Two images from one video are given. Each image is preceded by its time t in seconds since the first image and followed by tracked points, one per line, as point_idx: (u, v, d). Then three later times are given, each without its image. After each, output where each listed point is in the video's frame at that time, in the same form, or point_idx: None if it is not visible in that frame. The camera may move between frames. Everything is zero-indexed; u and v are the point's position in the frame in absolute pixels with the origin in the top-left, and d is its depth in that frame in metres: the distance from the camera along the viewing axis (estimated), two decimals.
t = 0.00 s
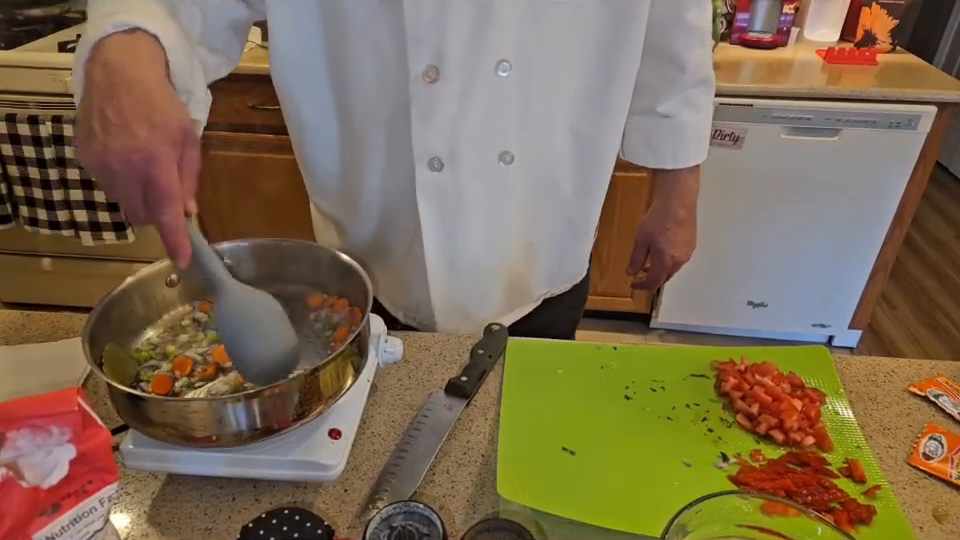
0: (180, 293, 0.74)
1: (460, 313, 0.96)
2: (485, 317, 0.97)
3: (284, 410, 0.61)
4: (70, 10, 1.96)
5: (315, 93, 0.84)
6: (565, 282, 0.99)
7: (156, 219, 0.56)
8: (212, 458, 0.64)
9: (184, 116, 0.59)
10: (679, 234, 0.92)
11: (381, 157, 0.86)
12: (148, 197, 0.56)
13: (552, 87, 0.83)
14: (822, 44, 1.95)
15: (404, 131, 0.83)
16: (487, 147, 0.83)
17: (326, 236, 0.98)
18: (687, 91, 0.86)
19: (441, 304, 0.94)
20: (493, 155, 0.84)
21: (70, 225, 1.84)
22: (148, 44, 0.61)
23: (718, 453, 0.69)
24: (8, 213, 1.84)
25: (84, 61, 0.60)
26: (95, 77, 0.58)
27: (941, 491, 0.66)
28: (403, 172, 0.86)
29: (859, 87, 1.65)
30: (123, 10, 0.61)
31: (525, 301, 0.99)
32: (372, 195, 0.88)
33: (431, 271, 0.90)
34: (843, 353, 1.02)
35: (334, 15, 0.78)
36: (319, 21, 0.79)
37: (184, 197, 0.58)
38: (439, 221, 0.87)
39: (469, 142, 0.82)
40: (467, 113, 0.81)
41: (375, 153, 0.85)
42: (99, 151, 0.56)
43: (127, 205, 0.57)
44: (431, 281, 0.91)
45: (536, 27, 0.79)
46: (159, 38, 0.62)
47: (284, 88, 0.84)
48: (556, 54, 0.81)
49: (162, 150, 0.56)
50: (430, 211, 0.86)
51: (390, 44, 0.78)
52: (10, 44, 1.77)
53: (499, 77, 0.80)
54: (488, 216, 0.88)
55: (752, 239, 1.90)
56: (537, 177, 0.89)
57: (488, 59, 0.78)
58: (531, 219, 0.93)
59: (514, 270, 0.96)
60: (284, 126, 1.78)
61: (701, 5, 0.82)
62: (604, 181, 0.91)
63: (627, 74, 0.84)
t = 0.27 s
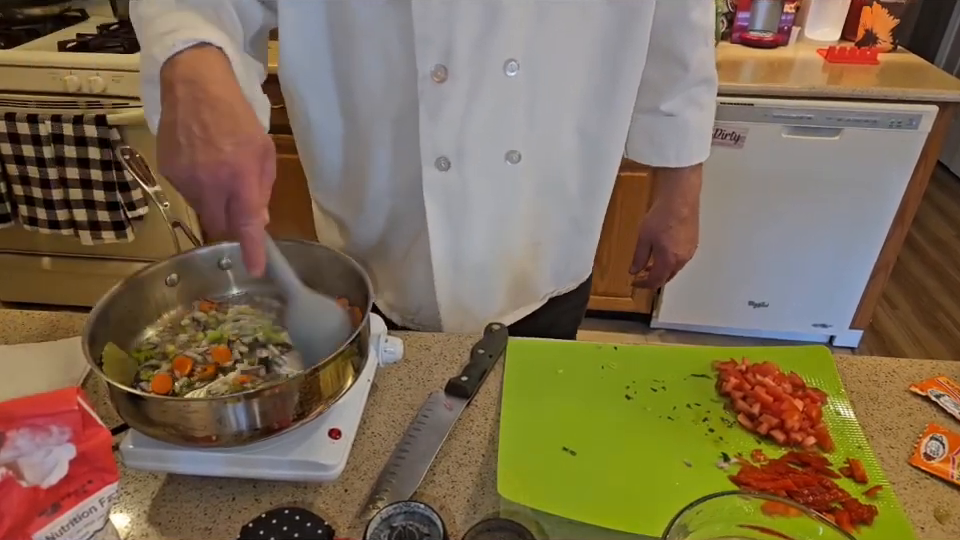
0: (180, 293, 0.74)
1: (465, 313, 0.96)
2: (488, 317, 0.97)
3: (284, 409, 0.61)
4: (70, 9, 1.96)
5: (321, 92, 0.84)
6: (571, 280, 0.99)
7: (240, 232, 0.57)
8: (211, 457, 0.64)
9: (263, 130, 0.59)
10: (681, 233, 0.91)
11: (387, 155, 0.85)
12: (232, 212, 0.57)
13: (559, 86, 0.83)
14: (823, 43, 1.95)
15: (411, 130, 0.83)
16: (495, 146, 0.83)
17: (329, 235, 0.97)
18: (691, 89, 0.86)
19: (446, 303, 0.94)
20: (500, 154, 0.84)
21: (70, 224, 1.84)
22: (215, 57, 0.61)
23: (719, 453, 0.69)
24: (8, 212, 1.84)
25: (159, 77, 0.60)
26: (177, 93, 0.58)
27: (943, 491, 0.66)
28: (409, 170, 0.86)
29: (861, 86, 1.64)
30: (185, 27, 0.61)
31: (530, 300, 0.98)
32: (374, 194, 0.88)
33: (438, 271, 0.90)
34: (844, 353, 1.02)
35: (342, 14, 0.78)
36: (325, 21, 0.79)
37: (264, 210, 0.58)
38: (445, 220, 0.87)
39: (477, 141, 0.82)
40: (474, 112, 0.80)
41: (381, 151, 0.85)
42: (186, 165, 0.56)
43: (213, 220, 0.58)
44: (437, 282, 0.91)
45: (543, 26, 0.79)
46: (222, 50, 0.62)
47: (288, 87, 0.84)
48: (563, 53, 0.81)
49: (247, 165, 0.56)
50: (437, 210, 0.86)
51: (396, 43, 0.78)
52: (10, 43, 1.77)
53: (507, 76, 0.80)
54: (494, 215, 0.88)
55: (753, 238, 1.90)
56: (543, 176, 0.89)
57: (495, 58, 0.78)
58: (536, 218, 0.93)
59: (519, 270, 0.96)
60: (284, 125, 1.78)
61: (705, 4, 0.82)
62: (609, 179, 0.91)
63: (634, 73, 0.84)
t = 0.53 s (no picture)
0: (179, 293, 0.74)
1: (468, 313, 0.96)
2: (492, 317, 0.97)
3: (283, 409, 0.61)
4: (69, 9, 1.96)
5: (326, 91, 0.84)
6: (574, 279, 1.00)
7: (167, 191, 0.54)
8: (211, 458, 0.64)
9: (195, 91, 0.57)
10: (685, 230, 0.91)
11: (394, 154, 0.85)
12: (158, 169, 0.55)
13: (565, 85, 0.83)
14: (823, 43, 1.95)
15: (417, 129, 0.83)
16: (502, 145, 0.83)
17: (333, 237, 0.97)
18: (694, 88, 0.86)
19: (453, 305, 0.93)
20: (506, 154, 0.84)
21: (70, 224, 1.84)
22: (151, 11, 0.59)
23: (719, 453, 0.69)
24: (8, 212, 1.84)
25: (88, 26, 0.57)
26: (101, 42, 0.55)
27: (943, 491, 0.66)
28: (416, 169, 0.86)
29: (861, 86, 1.64)
30: None
31: (535, 301, 0.98)
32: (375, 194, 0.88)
33: (444, 272, 0.90)
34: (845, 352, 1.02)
35: (347, 13, 0.78)
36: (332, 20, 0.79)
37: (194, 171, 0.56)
38: (451, 220, 0.87)
39: (483, 140, 0.82)
40: (481, 112, 0.80)
41: (388, 149, 0.85)
42: (108, 118, 0.53)
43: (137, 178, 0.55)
44: (443, 282, 0.91)
45: (550, 26, 0.79)
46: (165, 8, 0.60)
47: (291, 87, 0.84)
48: (570, 52, 0.81)
49: (175, 121, 0.54)
50: (444, 210, 0.85)
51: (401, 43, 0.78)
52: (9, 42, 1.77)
53: (513, 75, 0.80)
54: (499, 215, 0.88)
55: (753, 238, 1.90)
56: (548, 176, 0.89)
57: (502, 58, 0.78)
58: (540, 218, 0.92)
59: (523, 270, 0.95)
60: (284, 124, 1.78)
61: (709, 4, 0.83)
62: (614, 178, 0.91)
63: (639, 72, 0.84)
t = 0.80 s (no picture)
0: (179, 292, 0.74)
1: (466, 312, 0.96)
2: (490, 316, 0.97)
3: (283, 409, 0.61)
4: (69, 8, 1.96)
5: (326, 91, 0.84)
6: (572, 280, 0.99)
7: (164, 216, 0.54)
8: (211, 457, 0.64)
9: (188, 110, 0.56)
10: (687, 232, 0.91)
11: (391, 152, 0.85)
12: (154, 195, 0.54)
13: (564, 85, 0.83)
14: (823, 42, 1.95)
15: (416, 128, 0.83)
16: (500, 145, 0.83)
17: (332, 233, 0.98)
18: (695, 89, 0.86)
19: (448, 304, 0.94)
20: (504, 154, 0.84)
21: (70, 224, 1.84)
22: (148, 36, 0.57)
23: (719, 452, 0.69)
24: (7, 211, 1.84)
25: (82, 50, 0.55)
26: (94, 70, 0.54)
27: (944, 491, 0.66)
28: (415, 168, 0.86)
29: (861, 86, 1.64)
30: None
31: (534, 300, 0.99)
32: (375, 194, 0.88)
33: (441, 272, 0.90)
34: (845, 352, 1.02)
35: (348, 12, 0.77)
36: (333, 20, 0.79)
37: (190, 193, 0.55)
38: (449, 219, 0.87)
39: (482, 139, 0.82)
40: (478, 111, 0.80)
41: (384, 149, 0.85)
42: (103, 148, 0.52)
43: (134, 203, 0.55)
44: (439, 283, 0.91)
45: (549, 26, 0.79)
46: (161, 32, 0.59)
47: (290, 86, 0.84)
48: (569, 52, 0.81)
49: (167, 146, 0.53)
50: (441, 209, 0.86)
51: (401, 42, 0.78)
52: (9, 42, 1.77)
53: (511, 75, 0.79)
54: (496, 215, 0.88)
55: (753, 238, 1.90)
56: (546, 176, 0.89)
57: (501, 58, 0.78)
58: (539, 218, 0.92)
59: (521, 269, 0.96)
60: (284, 124, 1.78)
61: (713, 3, 0.82)
62: (613, 178, 0.91)
63: (639, 73, 0.84)
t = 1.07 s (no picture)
0: (178, 292, 0.74)
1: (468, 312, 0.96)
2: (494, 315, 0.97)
3: (283, 408, 0.61)
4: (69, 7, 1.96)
5: (327, 92, 0.84)
6: (574, 279, 0.99)
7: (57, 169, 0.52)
8: (211, 457, 0.64)
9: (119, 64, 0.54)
10: (690, 232, 0.91)
11: (392, 151, 0.85)
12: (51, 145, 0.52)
13: (566, 85, 0.83)
14: (824, 42, 1.94)
15: (416, 128, 0.83)
16: (502, 145, 0.83)
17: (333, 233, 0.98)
18: (696, 89, 0.86)
19: (453, 306, 0.94)
20: (506, 154, 0.84)
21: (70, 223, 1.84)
22: None
23: (720, 452, 0.69)
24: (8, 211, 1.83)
25: None
26: None
27: (944, 490, 0.66)
28: (416, 167, 0.86)
29: (861, 85, 1.64)
30: None
31: (536, 299, 0.99)
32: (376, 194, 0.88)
33: (445, 272, 0.90)
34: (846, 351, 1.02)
35: (349, 12, 0.77)
36: (335, 19, 0.79)
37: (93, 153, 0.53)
38: (452, 219, 0.87)
39: (484, 139, 0.82)
40: (481, 112, 0.80)
41: (385, 148, 0.85)
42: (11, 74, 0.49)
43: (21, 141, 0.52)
44: (444, 282, 0.91)
45: (550, 26, 0.79)
46: None
47: (292, 86, 0.84)
48: (571, 53, 0.81)
49: (84, 104, 0.51)
50: (444, 209, 0.85)
51: (401, 42, 0.78)
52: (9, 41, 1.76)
53: (514, 75, 0.79)
54: (498, 215, 0.88)
55: (754, 238, 1.90)
56: (549, 176, 0.89)
57: (503, 58, 0.78)
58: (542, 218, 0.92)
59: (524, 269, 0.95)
60: (284, 123, 1.77)
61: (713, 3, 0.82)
62: (615, 178, 0.91)
63: (641, 73, 0.84)
